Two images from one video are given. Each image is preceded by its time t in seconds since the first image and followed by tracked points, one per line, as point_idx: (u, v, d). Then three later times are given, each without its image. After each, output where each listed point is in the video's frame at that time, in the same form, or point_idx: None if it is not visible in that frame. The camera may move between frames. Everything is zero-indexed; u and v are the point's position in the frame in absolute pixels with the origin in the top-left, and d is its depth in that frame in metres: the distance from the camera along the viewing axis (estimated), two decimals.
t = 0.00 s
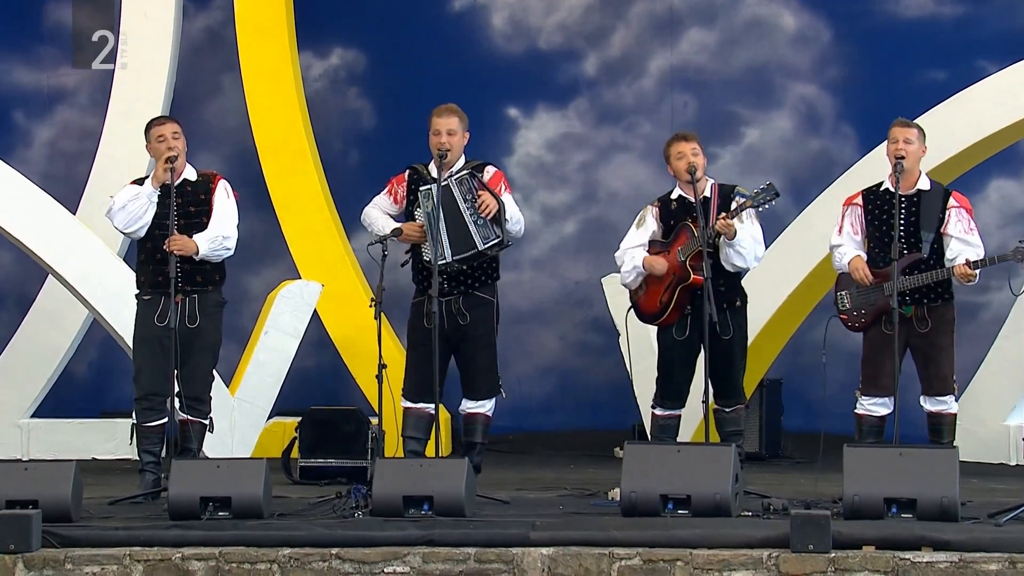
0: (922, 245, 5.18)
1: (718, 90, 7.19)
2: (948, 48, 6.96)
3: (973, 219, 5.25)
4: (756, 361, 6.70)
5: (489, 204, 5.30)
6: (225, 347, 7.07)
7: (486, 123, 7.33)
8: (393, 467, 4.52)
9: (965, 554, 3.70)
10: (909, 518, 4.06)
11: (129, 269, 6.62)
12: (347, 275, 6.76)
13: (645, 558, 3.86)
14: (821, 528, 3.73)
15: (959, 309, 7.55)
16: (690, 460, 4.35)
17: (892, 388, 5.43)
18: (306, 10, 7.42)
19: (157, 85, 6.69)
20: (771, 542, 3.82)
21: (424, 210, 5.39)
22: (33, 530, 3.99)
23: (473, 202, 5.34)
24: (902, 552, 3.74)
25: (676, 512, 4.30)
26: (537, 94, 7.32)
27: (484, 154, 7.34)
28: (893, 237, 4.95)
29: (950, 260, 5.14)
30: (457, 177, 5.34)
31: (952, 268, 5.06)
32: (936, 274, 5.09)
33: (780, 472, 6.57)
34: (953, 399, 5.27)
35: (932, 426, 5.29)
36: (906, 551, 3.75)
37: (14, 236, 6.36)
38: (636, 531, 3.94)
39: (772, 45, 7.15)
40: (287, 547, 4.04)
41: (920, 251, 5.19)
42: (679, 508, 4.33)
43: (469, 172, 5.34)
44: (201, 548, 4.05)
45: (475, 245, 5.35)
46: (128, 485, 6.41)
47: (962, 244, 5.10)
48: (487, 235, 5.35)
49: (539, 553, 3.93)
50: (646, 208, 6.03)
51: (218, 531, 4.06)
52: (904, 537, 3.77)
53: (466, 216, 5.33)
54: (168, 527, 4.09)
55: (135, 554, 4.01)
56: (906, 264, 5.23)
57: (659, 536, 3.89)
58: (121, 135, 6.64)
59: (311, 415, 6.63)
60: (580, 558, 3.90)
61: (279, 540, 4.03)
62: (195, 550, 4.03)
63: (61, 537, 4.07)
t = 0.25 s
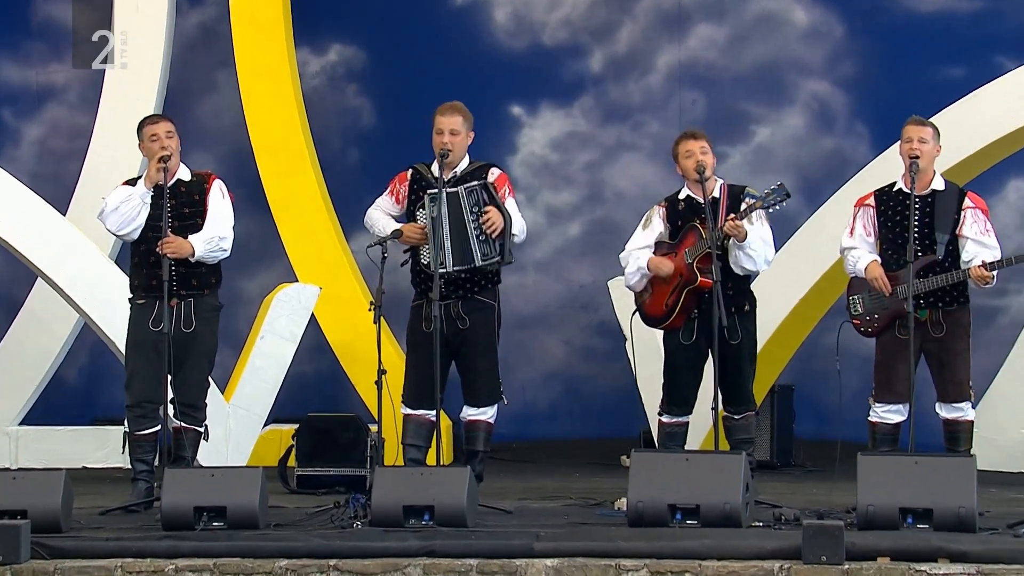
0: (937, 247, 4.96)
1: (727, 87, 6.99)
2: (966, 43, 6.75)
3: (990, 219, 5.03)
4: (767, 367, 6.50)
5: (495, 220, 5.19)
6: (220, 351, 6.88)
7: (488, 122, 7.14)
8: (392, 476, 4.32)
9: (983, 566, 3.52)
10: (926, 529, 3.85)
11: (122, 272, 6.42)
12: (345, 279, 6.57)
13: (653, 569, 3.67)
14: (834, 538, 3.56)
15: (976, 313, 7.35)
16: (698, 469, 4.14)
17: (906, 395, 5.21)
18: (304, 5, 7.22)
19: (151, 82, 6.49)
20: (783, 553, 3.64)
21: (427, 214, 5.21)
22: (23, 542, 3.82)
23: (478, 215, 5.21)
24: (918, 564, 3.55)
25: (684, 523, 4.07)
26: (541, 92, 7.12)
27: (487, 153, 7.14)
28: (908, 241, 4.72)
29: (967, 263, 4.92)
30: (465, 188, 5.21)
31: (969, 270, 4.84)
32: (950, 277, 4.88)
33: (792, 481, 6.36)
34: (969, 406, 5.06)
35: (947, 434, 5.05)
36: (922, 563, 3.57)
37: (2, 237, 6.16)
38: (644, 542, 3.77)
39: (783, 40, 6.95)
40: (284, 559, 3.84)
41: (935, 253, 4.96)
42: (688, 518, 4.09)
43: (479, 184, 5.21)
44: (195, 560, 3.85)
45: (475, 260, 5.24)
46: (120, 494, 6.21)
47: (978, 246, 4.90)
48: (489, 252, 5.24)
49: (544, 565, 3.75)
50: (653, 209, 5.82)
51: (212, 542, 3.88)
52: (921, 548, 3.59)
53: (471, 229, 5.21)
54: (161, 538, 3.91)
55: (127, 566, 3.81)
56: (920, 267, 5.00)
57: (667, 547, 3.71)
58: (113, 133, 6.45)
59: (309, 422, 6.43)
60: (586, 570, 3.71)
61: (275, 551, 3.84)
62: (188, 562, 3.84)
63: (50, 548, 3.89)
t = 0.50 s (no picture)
0: (945, 248, 4.83)
1: (734, 86, 6.88)
2: (978, 40, 6.62)
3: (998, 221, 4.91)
4: (774, 370, 6.37)
5: (496, 235, 5.07)
6: (217, 355, 6.75)
7: (490, 121, 7.01)
8: (393, 481, 4.19)
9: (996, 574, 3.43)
10: (936, 537, 3.71)
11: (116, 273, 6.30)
12: (344, 281, 6.44)
13: None
14: (842, 545, 3.47)
15: (987, 316, 7.23)
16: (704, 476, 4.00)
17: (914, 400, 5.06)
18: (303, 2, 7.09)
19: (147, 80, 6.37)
20: (790, 561, 3.55)
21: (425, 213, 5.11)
22: (15, 546, 3.67)
23: (479, 223, 5.09)
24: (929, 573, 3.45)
25: (690, 530, 3.94)
26: (544, 90, 7.00)
27: (489, 153, 7.02)
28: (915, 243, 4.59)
29: (975, 265, 4.79)
30: (476, 195, 5.10)
31: (978, 272, 4.70)
32: (959, 279, 4.72)
33: (799, 487, 6.23)
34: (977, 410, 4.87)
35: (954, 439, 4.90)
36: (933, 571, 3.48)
37: None
38: (649, 549, 3.68)
39: (791, 38, 6.83)
40: (283, 566, 3.72)
41: (943, 254, 4.84)
42: (693, 525, 3.97)
43: (492, 194, 5.10)
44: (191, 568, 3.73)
45: (465, 265, 5.10)
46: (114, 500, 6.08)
47: (986, 248, 4.75)
48: (480, 264, 5.11)
49: (546, 572, 3.64)
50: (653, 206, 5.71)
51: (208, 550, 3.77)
52: (932, 555, 3.51)
53: (470, 235, 5.08)
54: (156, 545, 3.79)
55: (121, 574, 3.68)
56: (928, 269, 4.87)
57: (674, 554, 3.62)
58: (108, 132, 6.33)
59: (307, 427, 6.30)
60: None
61: (274, 558, 3.73)
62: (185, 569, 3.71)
63: (45, 555, 3.77)
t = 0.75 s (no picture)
0: (961, 252, 4.61)
1: (745, 83, 6.68)
2: (996, 37, 6.43)
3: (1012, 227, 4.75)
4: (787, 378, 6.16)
5: (497, 247, 4.88)
6: (211, 361, 6.54)
7: (493, 120, 6.81)
8: (392, 492, 3.98)
9: None
10: (956, 550, 3.49)
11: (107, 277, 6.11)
12: (342, 286, 6.24)
13: None
14: (858, 559, 3.26)
15: (1005, 321, 7.04)
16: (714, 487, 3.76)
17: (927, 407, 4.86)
18: None
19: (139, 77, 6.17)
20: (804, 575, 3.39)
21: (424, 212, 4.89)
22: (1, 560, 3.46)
23: (481, 233, 4.87)
24: None
25: (700, 543, 3.69)
26: (549, 88, 6.80)
27: (492, 153, 6.82)
28: (933, 245, 4.38)
29: (989, 271, 4.61)
30: (484, 203, 4.88)
31: (994, 279, 4.53)
32: (974, 285, 4.52)
33: (812, 499, 6.02)
34: (993, 419, 4.67)
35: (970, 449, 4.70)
36: None
37: None
38: (655, 562, 3.51)
39: (804, 34, 6.64)
40: None
41: (958, 259, 4.61)
42: (703, 538, 3.72)
43: (502, 206, 4.88)
44: None
45: (460, 271, 4.89)
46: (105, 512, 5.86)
47: (1001, 254, 4.59)
48: (476, 273, 4.91)
49: None
50: (654, 203, 5.51)
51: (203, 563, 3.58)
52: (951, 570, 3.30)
53: (471, 242, 4.86)
54: (148, 559, 3.63)
55: None
56: (941, 273, 4.66)
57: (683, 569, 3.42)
58: (98, 130, 6.13)
59: (304, 436, 6.09)
60: None
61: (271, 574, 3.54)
62: None
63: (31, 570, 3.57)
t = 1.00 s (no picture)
0: (980, 260, 4.47)
1: (757, 82, 6.45)
2: (1015, 36, 6.26)
3: None
4: (800, 388, 5.95)
5: (501, 261, 4.68)
6: (204, 369, 6.30)
7: (496, 120, 6.58)
8: (391, 504, 3.82)
9: None
10: (975, 565, 3.48)
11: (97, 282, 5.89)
12: (340, 291, 6.03)
13: None
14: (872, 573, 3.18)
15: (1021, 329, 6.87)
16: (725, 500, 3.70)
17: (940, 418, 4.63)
18: None
19: (128, 75, 5.96)
20: None
21: (426, 214, 4.69)
22: None
23: (487, 244, 4.67)
24: None
25: (711, 558, 3.66)
26: (554, 87, 6.57)
27: (496, 154, 6.58)
28: (959, 251, 4.22)
29: (1006, 280, 4.49)
30: (493, 214, 4.67)
31: (1014, 289, 4.39)
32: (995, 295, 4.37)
33: (826, 512, 5.80)
34: (1011, 430, 4.49)
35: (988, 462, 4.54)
36: None
37: None
38: None
39: (817, 31, 6.41)
40: None
41: (977, 266, 4.47)
42: (714, 552, 3.68)
43: (514, 219, 4.67)
44: None
45: (459, 279, 4.69)
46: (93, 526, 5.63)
47: (1019, 263, 4.46)
48: (476, 284, 4.70)
49: None
50: (660, 202, 5.23)
51: None
52: None
53: (475, 251, 4.66)
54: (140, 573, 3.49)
55: None
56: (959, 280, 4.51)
57: None
58: (87, 130, 5.91)
59: (301, 447, 5.85)
60: None
61: None
62: None
63: None
